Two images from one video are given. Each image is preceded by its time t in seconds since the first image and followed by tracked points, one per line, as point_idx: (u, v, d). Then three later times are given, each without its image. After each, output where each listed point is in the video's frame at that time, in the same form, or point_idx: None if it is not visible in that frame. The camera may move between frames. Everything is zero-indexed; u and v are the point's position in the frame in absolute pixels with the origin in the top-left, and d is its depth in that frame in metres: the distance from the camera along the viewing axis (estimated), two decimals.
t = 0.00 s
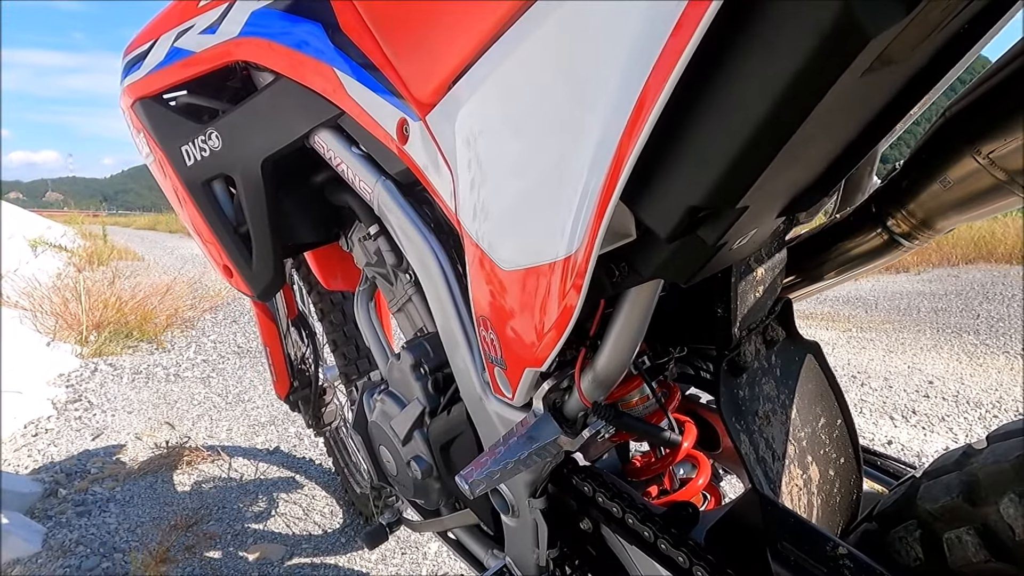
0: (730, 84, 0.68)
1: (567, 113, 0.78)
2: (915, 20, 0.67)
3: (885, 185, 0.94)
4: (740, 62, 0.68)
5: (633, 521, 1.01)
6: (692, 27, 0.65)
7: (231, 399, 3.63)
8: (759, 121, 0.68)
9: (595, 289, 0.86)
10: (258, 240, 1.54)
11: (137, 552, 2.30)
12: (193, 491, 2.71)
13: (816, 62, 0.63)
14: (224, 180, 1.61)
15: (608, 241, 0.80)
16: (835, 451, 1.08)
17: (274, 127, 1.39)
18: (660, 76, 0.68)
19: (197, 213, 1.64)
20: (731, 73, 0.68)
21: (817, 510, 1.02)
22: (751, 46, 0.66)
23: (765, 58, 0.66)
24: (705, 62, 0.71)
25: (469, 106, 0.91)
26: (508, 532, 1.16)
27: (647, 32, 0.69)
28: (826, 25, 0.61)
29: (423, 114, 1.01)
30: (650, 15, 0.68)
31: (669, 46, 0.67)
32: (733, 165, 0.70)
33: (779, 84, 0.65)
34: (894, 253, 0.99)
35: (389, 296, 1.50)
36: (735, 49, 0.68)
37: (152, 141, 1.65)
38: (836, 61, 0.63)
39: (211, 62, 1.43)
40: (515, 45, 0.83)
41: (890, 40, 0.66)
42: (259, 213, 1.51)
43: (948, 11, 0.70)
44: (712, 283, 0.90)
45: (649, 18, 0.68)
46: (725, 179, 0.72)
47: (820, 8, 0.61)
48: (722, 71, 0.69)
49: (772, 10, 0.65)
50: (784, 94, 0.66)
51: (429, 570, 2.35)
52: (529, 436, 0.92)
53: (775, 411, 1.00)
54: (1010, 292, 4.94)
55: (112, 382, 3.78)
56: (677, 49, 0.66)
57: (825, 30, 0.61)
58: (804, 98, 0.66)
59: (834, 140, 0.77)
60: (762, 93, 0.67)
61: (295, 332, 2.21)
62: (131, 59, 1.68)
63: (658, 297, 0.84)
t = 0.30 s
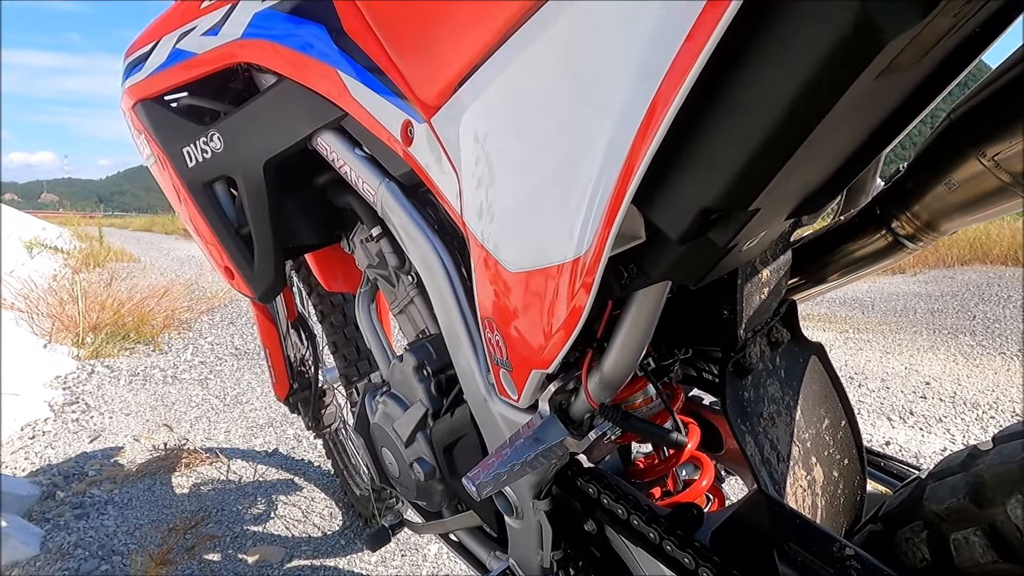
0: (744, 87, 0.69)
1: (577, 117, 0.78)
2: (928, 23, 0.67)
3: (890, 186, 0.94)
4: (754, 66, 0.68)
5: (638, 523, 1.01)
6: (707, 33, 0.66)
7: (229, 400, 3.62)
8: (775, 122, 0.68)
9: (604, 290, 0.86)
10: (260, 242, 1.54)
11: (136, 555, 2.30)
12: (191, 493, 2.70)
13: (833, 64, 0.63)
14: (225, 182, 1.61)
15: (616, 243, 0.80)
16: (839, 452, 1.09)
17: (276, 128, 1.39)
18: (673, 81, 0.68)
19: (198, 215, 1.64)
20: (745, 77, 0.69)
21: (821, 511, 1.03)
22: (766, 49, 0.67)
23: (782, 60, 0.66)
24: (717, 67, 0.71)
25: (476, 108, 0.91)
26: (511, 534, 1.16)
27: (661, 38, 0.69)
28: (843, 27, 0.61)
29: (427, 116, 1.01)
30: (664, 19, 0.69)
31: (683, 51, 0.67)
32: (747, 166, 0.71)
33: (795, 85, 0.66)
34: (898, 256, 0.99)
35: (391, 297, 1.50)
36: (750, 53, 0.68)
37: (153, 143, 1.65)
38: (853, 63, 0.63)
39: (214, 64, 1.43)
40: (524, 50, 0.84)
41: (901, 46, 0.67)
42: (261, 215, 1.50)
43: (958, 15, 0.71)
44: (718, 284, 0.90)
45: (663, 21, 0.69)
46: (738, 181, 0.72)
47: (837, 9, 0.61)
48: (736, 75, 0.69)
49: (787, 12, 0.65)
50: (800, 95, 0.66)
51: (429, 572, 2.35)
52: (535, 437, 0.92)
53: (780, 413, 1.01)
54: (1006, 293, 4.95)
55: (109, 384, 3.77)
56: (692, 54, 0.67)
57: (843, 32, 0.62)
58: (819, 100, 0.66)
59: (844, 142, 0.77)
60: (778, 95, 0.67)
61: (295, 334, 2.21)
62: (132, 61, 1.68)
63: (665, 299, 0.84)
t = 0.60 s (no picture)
0: (747, 90, 0.70)
1: (578, 122, 0.79)
2: (932, 25, 0.67)
3: (886, 187, 0.95)
4: (760, 68, 0.69)
5: (636, 522, 1.01)
6: (710, 39, 0.66)
7: (221, 401, 3.61)
8: (779, 122, 0.68)
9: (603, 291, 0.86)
10: (256, 242, 1.54)
11: (129, 557, 2.29)
12: (184, 495, 2.69)
13: (840, 64, 0.64)
14: (220, 182, 1.60)
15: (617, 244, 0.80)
16: (836, 452, 1.09)
17: (272, 128, 1.39)
18: (675, 86, 0.69)
19: (192, 215, 1.64)
20: (748, 79, 0.69)
21: (818, 510, 1.03)
22: (771, 50, 0.68)
23: (788, 60, 0.66)
24: (721, 71, 0.72)
25: (476, 111, 0.92)
26: (509, 535, 1.16)
27: (663, 43, 0.70)
28: (848, 29, 0.62)
29: (426, 117, 1.01)
30: (668, 22, 0.70)
31: (685, 57, 0.68)
32: (751, 166, 0.71)
33: (801, 85, 0.66)
34: (893, 256, 0.99)
35: (387, 298, 1.50)
36: (753, 56, 0.69)
37: (147, 143, 1.64)
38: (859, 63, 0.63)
39: (210, 63, 1.43)
40: (523, 55, 0.84)
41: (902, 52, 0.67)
42: (257, 216, 1.50)
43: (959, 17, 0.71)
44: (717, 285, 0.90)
45: (666, 24, 0.69)
46: (742, 182, 0.72)
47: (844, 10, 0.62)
48: (741, 77, 0.70)
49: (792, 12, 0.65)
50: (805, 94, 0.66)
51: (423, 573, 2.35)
52: (535, 437, 0.92)
53: (777, 412, 1.01)
54: (996, 294, 4.99)
55: (100, 385, 3.74)
56: (694, 59, 0.67)
57: (848, 32, 0.62)
58: (825, 99, 0.66)
59: (844, 144, 0.78)
60: (783, 95, 0.67)
61: (289, 334, 2.20)
62: (126, 61, 1.68)
63: (664, 301, 0.84)
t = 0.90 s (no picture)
0: (751, 83, 0.70)
1: (580, 118, 0.78)
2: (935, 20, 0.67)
3: (887, 181, 0.95)
4: (765, 62, 0.68)
5: (635, 518, 1.01)
6: (714, 33, 0.66)
7: (215, 399, 3.59)
8: (785, 114, 0.68)
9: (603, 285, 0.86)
10: (252, 238, 1.53)
11: (123, 556, 2.27)
12: (178, 493, 2.67)
13: (847, 55, 0.64)
14: (215, 178, 1.59)
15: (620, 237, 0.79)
16: (835, 447, 1.09)
17: (268, 123, 1.38)
18: (679, 80, 0.69)
19: (187, 210, 1.62)
20: (752, 72, 0.69)
21: (818, 505, 1.03)
22: (776, 42, 0.67)
23: (794, 51, 0.66)
24: (724, 67, 0.72)
25: (475, 106, 0.91)
26: (508, 532, 1.15)
27: (667, 37, 0.70)
28: (856, 22, 0.62)
29: (425, 111, 1.01)
30: (672, 17, 0.69)
31: (688, 52, 0.68)
32: (756, 158, 0.71)
33: (806, 77, 0.66)
34: (893, 251, 0.99)
35: (383, 294, 1.49)
36: (757, 51, 0.69)
37: (141, 138, 1.63)
38: (866, 53, 0.64)
39: (205, 57, 1.41)
40: (524, 50, 0.84)
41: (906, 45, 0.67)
42: (252, 211, 1.49)
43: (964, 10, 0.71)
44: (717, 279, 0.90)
45: (670, 19, 0.69)
46: (746, 174, 0.72)
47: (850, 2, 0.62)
48: (745, 69, 0.70)
49: (799, 3, 0.65)
50: (811, 86, 0.66)
51: (419, 570, 2.34)
52: (535, 433, 0.92)
53: (777, 407, 1.01)
54: (988, 291, 5.01)
55: (92, 383, 3.72)
56: (698, 54, 0.67)
57: (855, 24, 0.62)
58: (830, 91, 0.66)
59: (847, 137, 0.78)
60: (788, 86, 0.67)
61: (284, 331, 2.19)
62: (119, 55, 1.66)
63: (666, 296, 0.84)
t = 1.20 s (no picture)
0: (762, 86, 0.70)
1: (588, 119, 0.78)
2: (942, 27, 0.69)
3: (890, 182, 0.95)
4: (771, 67, 0.69)
5: (639, 518, 1.01)
6: (726, 38, 0.67)
7: (212, 402, 3.58)
8: (795, 116, 0.69)
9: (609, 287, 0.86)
10: (253, 240, 1.53)
11: (121, 559, 2.27)
12: (176, 496, 2.67)
13: (860, 58, 0.65)
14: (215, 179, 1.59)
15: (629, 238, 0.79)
16: (838, 447, 1.09)
17: (270, 124, 1.38)
18: (691, 83, 0.69)
19: (188, 212, 1.62)
20: (764, 75, 0.70)
21: (821, 506, 1.03)
22: (788, 43, 0.68)
23: (806, 53, 0.67)
24: (734, 70, 0.72)
25: (481, 106, 0.91)
26: (510, 533, 1.16)
27: (677, 41, 0.70)
28: (867, 26, 0.63)
29: (427, 112, 1.01)
30: (682, 21, 0.70)
31: (699, 56, 0.69)
32: (767, 159, 0.71)
33: (818, 79, 0.67)
34: (897, 252, 0.99)
35: (385, 295, 1.49)
36: (763, 58, 0.70)
37: (141, 139, 1.63)
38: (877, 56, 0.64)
39: (206, 59, 1.41)
40: (531, 51, 0.84)
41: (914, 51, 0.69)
42: (254, 212, 1.49)
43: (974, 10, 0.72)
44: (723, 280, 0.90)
45: (680, 24, 0.70)
46: (756, 177, 0.73)
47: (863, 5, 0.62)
48: (756, 72, 0.71)
49: (806, 10, 0.66)
50: (824, 89, 0.67)
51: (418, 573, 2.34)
52: (540, 434, 0.91)
53: (780, 408, 1.01)
54: (983, 293, 5.02)
55: (88, 386, 3.71)
56: (709, 58, 0.68)
57: (869, 27, 0.63)
58: (842, 95, 0.67)
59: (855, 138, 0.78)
60: (800, 89, 0.68)
61: (283, 333, 2.19)
62: (120, 56, 1.66)
63: (672, 297, 0.84)
